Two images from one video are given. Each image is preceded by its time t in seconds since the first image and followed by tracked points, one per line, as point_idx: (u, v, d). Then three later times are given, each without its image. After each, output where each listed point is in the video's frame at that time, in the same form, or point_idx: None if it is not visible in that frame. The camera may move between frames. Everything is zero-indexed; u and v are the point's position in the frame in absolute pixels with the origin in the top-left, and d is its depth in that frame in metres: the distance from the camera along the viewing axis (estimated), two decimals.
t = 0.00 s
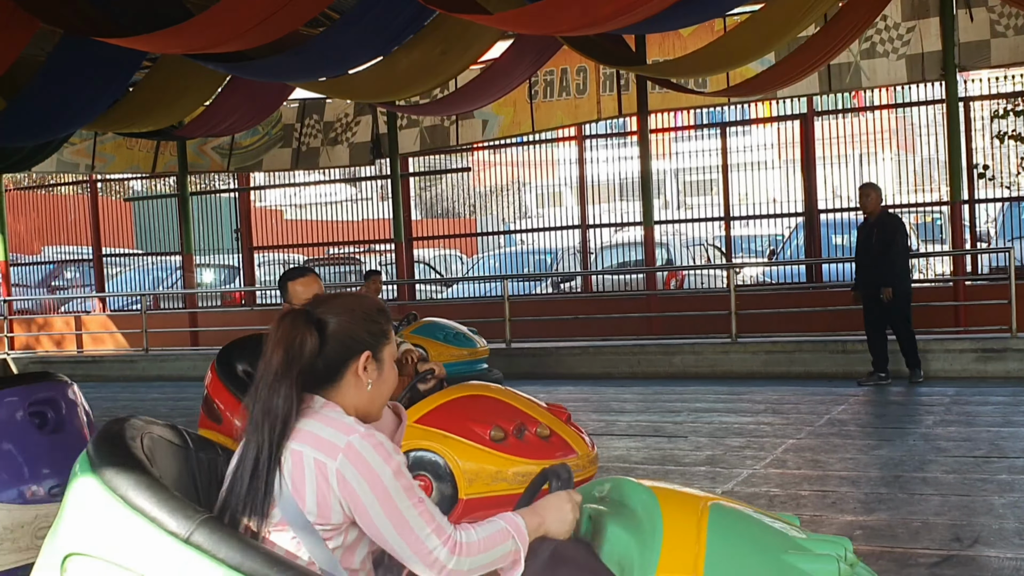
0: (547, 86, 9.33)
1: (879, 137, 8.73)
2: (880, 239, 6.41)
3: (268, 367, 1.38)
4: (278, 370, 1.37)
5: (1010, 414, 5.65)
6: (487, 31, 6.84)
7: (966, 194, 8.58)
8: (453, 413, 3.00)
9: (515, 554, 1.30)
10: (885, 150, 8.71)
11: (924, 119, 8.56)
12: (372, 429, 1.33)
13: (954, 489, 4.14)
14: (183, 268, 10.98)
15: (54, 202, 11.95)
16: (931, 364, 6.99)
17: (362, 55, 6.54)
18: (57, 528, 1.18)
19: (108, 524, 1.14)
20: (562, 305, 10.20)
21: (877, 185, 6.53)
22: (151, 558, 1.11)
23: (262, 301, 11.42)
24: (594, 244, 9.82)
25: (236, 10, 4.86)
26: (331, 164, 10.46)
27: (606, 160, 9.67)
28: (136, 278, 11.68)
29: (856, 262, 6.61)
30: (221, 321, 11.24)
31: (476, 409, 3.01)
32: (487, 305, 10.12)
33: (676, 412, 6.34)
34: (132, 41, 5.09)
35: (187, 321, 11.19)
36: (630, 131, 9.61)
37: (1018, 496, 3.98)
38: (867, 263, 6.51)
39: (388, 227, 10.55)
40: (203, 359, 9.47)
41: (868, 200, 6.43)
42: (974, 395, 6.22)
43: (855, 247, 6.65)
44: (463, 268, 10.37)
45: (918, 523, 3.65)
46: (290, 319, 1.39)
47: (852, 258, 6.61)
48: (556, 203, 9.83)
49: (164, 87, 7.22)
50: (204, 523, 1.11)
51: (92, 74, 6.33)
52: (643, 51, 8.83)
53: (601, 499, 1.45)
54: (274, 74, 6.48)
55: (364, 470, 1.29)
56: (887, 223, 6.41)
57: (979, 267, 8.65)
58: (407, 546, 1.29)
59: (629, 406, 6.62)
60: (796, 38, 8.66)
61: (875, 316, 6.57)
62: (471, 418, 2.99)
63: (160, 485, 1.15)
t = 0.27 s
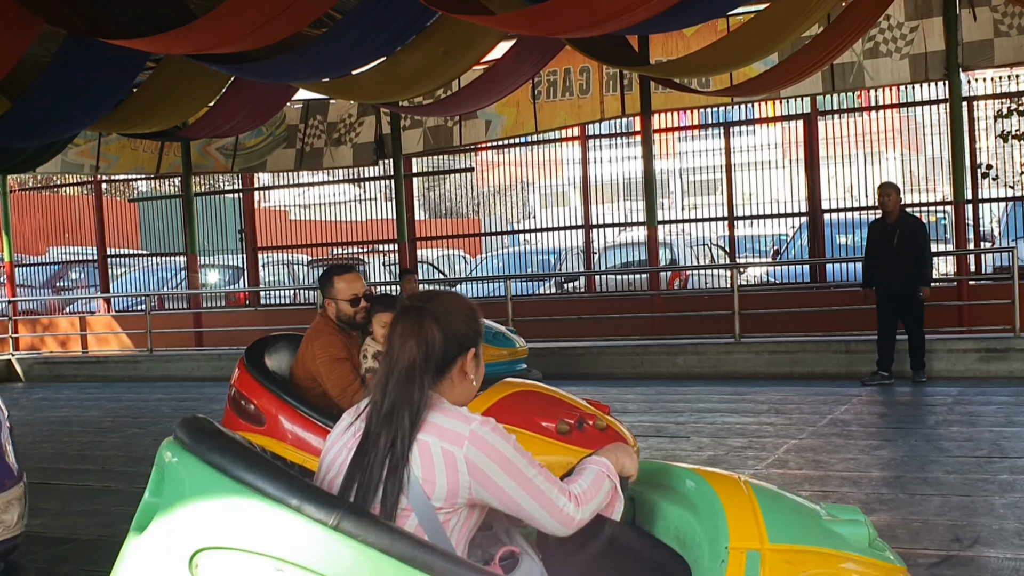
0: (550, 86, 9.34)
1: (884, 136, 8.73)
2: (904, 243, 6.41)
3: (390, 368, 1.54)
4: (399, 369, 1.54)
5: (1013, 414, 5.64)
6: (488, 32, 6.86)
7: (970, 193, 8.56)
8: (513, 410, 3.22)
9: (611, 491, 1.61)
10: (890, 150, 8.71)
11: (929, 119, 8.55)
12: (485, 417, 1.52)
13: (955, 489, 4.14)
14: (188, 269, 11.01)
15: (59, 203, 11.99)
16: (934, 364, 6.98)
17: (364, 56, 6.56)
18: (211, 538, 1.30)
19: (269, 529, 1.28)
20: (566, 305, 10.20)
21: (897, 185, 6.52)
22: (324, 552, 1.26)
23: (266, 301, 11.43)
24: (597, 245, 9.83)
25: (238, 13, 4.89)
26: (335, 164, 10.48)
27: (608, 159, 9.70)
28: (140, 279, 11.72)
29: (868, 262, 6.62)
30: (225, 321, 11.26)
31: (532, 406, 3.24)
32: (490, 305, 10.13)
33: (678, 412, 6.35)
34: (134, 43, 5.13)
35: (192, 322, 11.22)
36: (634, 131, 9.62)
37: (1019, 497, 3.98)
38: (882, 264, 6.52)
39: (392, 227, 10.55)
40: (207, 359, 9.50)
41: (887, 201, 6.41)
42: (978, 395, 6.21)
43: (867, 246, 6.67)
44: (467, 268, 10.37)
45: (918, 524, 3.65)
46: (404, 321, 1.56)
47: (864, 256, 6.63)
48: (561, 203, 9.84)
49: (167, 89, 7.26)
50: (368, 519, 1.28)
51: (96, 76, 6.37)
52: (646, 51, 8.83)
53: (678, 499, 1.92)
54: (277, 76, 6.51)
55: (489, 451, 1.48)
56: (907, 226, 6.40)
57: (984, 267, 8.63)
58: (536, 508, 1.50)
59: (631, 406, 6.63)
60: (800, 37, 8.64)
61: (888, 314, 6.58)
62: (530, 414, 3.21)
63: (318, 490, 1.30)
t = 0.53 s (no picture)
0: (552, 84, 9.36)
1: (886, 134, 8.73)
2: (913, 242, 6.40)
3: (442, 356, 1.64)
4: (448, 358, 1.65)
5: (1012, 412, 5.65)
6: (488, 32, 6.87)
7: (972, 191, 8.55)
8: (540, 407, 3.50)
9: (632, 515, 1.79)
10: (893, 148, 8.71)
11: (932, 116, 8.54)
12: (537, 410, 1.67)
13: (953, 487, 4.14)
14: (190, 267, 11.02)
15: (61, 202, 12.00)
16: (935, 362, 6.97)
17: (364, 55, 6.58)
18: (297, 504, 1.47)
19: (374, 500, 1.45)
20: (568, 303, 10.21)
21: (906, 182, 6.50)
22: (411, 511, 1.45)
23: (268, 299, 11.44)
24: (599, 243, 9.83)
25: (237, 13, 4.91)
26: (336, 162, 10.49)
27: (610, 158, 9.72)
28: (143, 277, 11.75)
29: (873, 256, 6.62)
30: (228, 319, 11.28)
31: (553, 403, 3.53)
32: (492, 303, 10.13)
33: (678, 410, 6.36)
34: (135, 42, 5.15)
35: (194, 320, 11.24)
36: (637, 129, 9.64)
37: (1017, 495, 3.98)
38: (887, 259, 6.53)
39: (394, 225, 10.58)
40: (208, 358, 9.52)
41: (895, 197, 6.37)
42: (978, 393, 6.21)
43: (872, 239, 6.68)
44: (469, 266, 10.37)
45: (915, 522, 3.66)
46: (455, 313, 1.66)
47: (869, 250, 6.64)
48: (564, 201, 9.84)
49: (168, 89, 7.28)
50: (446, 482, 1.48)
51: (96, 75, 6.39)
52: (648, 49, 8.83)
53: (685, 477, 2.17)
54: (277, 75, 6.53)
55: (544, 442, 1.64)
56: (917, 225, 6.39)
57: (985, 265, 8.63)
58: (578, 508, 1.67)
59: (631, 404, 6.64)
60: (802, 35, 8.63)
61: (889, 308, 6.61)
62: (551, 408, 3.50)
63: (399, 457, 1.48)
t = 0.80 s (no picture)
0: (555, 83, 9.36)
1: (891, 134, 8.73)
2: (916, 239, 6.40)
3: (474, 346, 1.69)
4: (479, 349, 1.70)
5: (1014, 412, 5.64)
6: (491, 31, 6.87)
7: (975, 191, 8.55)
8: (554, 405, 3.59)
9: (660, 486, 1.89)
10: (900, 147, 8.71)
11: (938, 116, 8.53)
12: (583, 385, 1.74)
13: (953, 488, 4.14)
14: (195, 266, 11.05)
15: (66, 201, 12.04)
16: (938, 362, 6.97)
17: (367, 54, 6.59)
18: (401, 488, 1.45)
19: (484, 476, 1.46)
20: (571, 303, 10.21)
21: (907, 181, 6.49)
22: (520, 487, 1.47)
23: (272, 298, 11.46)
24: (603, 242, 9.84)
25: (239, 12, 4.92)
26: (340, 162, 10.51)
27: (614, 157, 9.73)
28: (148, 276, 11.78)
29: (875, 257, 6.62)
30: (232, 318, 11.31)
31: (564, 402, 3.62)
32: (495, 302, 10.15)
33: (680, 410, 6.36)
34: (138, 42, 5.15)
35: (199, 319, 11.27)
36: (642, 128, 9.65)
37: (1016, 495, 3.98)
38: (892, 259, 6.52)
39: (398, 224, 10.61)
40: (212, 357, 9.55)
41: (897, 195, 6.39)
42: (980, 393, 6.20)
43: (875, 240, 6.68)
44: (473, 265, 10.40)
45: (914, 522, 3.66)
46: (477, 308, 1.72)
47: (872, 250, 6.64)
48: (570, 200, 9.85)
49: (171, 87, 7.29)
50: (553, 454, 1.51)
51: (98, 75, 6.40)
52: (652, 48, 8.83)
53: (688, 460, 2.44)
54: (280, 75, 6.54)
55: (598, 413, 1.71)
56: (922, 224, 6.38)
57: (989, 265, 8.62)
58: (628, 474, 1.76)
59: (633, 404, 6.65)
60: (805, 35, 8.63)
61: (892, 308, 6.61)
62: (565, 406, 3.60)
63: (504, 435, 1.49)
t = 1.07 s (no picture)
0: (563, 85, 9.36)
1: (900, 137, 8.72)
2: (916, 241, 6.40)
3: (533, 336, 1.88)
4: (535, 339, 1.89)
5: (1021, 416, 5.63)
6: (499, 34, 6.89)
7: (984, 194, 8.53)
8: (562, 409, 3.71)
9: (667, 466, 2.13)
10: (909, 151, 8.71)
11: (947, 119, 8.51)
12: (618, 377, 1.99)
13: (957, 491, 4.14)
14: (203, 267, 11.07)
15: (77, 200, 12.09)
16: (944, 366, 6.95)
17: (374, 56, 6.61)
18: (499, 467, 1.64)
19: (571, 453, 1.66)
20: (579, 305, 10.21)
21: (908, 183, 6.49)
22: (604, 463, 1.69)
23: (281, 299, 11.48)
24: (610, 244, 9.85)
25: (246, 13, 4.94)
26: (348, 163, 10.52)
27: (623, 159, 9.75)
28: (157, 276, 11.83)
29: (877, 259, 6.63)
30: (241, 318, 11.36)
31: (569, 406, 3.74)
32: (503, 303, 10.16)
33: (686, 413, 6.36)
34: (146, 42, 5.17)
35: (207, 319, 11.31)
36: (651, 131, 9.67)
37: (1020, 500, 3.98)
38: (894, 262, 6.52)
39: (406, 225, 10.64)
40: (220, 357, 9.60)
41: (897, 200, 6.41)
42: (986, 397, 6.19)
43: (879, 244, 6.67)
44: (482, 266, 10.42)
45: (916, 526, 3.66)
46: (532, 303, 1.91)
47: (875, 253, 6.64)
48: (579, 202, 9.86)
49: (179, 88, 7.32)
50: (622, 435, 1.72)
51: (106, 75, 6.43)
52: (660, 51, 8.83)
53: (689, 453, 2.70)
54: (289, 76, 6.56)
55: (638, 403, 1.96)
56: (923, 225, 6.38)
57: (997, 268, 8.59)
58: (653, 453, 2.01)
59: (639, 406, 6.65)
60: (814, 37, 8.62)
61: (897, 312, 6.60)
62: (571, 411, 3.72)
63: (587, 417, 1.71)
